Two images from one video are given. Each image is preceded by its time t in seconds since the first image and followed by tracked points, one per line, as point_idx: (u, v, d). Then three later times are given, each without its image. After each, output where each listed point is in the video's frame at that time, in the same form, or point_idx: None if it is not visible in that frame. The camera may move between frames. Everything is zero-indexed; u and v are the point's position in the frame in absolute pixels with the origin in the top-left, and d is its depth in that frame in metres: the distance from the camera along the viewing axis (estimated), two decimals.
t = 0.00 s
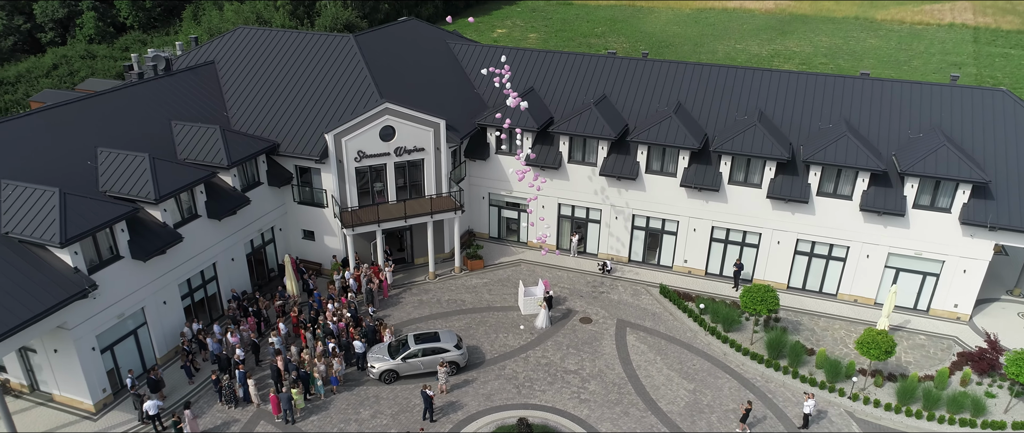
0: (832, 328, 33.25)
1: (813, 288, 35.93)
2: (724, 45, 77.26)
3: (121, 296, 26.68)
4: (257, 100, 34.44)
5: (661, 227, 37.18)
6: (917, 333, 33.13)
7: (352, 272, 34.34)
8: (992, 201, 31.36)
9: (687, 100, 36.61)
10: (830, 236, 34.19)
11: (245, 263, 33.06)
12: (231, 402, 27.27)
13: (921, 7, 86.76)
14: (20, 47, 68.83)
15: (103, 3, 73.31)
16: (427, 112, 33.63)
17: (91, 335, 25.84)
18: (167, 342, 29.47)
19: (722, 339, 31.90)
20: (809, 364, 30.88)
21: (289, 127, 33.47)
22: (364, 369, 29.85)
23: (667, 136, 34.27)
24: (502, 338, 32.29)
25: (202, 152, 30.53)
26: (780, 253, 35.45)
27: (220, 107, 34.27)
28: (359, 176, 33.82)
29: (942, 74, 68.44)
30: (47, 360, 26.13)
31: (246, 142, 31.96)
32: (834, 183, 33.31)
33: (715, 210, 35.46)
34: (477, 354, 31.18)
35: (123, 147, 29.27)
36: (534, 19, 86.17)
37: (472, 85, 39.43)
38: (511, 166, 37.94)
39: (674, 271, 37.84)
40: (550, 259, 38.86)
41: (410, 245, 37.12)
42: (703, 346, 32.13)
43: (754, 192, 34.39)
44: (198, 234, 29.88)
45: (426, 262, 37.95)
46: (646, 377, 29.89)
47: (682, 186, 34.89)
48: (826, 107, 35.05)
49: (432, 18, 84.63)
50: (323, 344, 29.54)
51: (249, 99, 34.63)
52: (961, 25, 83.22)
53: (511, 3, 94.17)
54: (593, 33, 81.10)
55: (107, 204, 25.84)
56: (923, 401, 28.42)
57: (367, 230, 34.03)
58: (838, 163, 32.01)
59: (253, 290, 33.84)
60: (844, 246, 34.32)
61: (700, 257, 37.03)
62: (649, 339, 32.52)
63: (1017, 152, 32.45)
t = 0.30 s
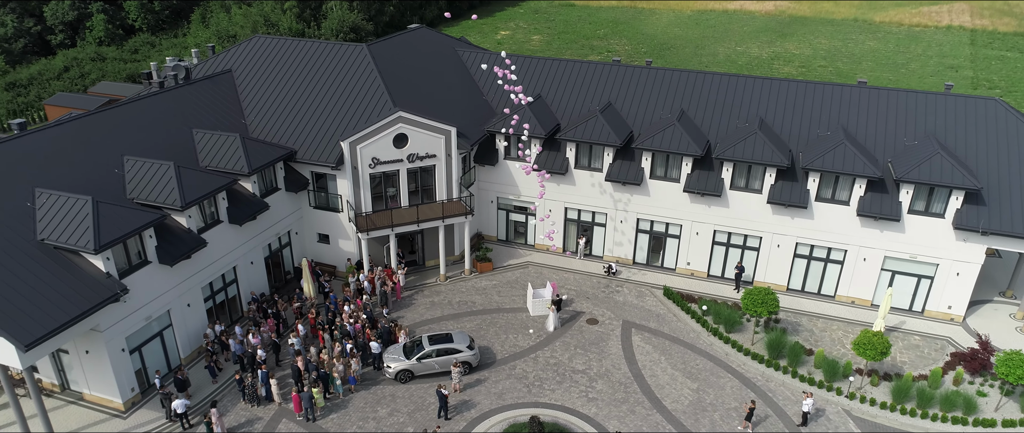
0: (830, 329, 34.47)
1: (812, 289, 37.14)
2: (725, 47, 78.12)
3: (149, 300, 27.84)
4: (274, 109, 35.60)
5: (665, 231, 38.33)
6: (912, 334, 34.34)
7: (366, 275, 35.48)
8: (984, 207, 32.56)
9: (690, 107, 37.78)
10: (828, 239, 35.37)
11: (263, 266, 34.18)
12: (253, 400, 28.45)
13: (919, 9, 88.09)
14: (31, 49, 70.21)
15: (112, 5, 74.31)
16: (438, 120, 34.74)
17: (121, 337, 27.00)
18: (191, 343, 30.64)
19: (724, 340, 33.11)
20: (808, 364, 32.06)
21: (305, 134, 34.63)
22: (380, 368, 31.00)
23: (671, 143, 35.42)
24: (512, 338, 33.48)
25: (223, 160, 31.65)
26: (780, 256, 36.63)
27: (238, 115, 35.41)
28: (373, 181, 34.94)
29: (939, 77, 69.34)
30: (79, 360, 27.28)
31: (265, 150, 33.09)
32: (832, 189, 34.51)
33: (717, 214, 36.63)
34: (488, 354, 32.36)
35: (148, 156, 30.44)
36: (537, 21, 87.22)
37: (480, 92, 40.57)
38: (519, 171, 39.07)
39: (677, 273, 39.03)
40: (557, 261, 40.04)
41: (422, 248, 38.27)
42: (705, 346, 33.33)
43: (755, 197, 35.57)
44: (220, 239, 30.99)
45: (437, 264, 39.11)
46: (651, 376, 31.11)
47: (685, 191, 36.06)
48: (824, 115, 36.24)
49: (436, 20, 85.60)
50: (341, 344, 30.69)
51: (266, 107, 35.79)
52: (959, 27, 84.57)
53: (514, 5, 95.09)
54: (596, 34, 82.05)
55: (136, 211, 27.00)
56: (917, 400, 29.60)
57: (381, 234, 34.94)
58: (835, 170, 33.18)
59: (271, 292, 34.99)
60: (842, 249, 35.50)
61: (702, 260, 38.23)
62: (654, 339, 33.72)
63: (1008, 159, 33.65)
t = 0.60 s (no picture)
0: (829, 330, 35.67)
1: (812, 291, 38.32)
2: (726, 49, 79.05)
3: (174, 303, 28.98)
4: (290, 117, 36.72)
5: (669, 234, 39.46)
6: (908, 335, 35.52)
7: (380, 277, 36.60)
8: (977, 212, 33.70)
9: (694, 114, 38.90)
10: (827, 243, 36.53)
11: (280, 270, 35.28)
12: (275, 399, 29.58)
13: (918, 12, 89.35)
14: (41, 51, 71.24)
15: (121, 7, 75.22)
16: (450, 128, 35.79)
17: (149, 339, 28.15)
18: (213, 344, 31.79)
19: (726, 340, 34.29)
20: (807, 364, 33.22)
21: (321, 142, 35.75)
22: (395, 368, 32.12)
23: (675, 150, 36.51)
24: (522, 339, 34.62)
25: (242, 167, 32.74)
26: (780, 259, 37.80)
27: (255, 123, 36.52)
28: (387, 187, 36.00)
29: (937, 79, 70.34)
30: (108, 361, 28.44)
31: (282, 157, 34.14)
32: (831, 194, 35.65)
33: (720, 219, 37.77)
34: (499, 355, 33.51)
35: (171, 163, 31.52)
36: (540, 23, 88.21)
37: (489, 99, 41.65)
38: (526, 176, 40.19)
39: (680, 275, 40.19)
40: (563, 264, 41.19)
41: (433, 251, 39.40)
42: (708, 346, 34.51)
43: (756, 202, 36.73)
44: (240, 244, 32.09)
45: (447, 266, 40.24)
46: (656, 376, 32.27)
47: (688, 196, 37.18)
48: (823, 122, 37.38)
49: (440, 22, 86.54)
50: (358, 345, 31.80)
51: (283, 115, 36.91)
52: (957, 29, 85.74)
53: (517, 7, 96.11)
54: (598, 36, 83.03)
55: (162, 218, 28.12)
56: (912, 398, 30.80)
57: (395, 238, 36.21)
58: (834, 177, 34.32)
59: (288, 294, 36.11)
60: (841, 253, 36.67)
61: (705, 262, 39.38)
62: (659, 340, 34.88)
63: (1001, 165, 34.81)
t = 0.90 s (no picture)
0: (828, 331, 36.82)
1: (811, 293, 39.46)
2: (727, 52, 80.03)
3: (198, 306, 30.09)
4: (306, 124, 37.82)
5: (672, 237, 40.57)
6: (905, 335, 36.68)
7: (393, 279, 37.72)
8: (972, 218, 34.85)
9: (697, 121, 40.00)
10: (826, 246, 37.66)
11: (296, 273, 36.36)
12: (295, 399, 30.71)
13: (915, 14, 90.50)
14: (51, 53, 72.51)
15: (130, 9, 76.13)
16: (460, 135, 36.85)
17: (174, 340, 29.27)
18: (234, 345, 32.90)
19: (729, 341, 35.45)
20: (807, 364, 34.37)
21: (336, 148, 36.83)
22: (409, 368, 33.22)
23: (679, 156, 37.58)
24: (531, 340, 35.74)
25: (261, 173, 33.80)
26: (781, 262, 38.93)
27: (272, 130, 37.60)
28: (399, 192, 37.07)
29: (935, 82, 71.38)
30: (134, 362, 29.53)
31: (299, 163, 35.20)
32: (830, 199, 36.79)
33: (722, 222, 38.90)
34: (509, 355, 34.65)
35: (192, 170, 32.59)
36: (543, 24, 89.18)
37: (497, 105, 42.73)
38: (534, 181, 41.28)
39: (684, 277, 41.30)
40: (570, 266, 42.30)
41: (443, 253, 40.48)
42: (711, 347, 35.65)
43: (757, 207, 37.84)
44: (259, 248, 33.18)
45: (457, 268, 41.34)
46: (661, 376, 33.42)
47: (692, 201, 38.28)
48: (823, 129, 38.49)
49: (444, 23, 87.52)
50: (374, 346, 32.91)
51: (298, 123, 38.00)
52: (954, 31, 86.82)
53: (520, 8, 97.03)
54: (600, 38, 83.94)
55: (187, 224, 29.21)
56: (908, 398, 31.98)
57: (407, 242, 37.21)
58: (833, 183, 35.43)
59: (303, 296, 37.21)
60: (840, 256, 37.79)
61: (708, 265, 40.51)
62: (664, 341, 36.02)
63: (995, 172, 35.97)
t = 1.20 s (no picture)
0: (827, 332, 37.96)
1: (811, 295, 40.58)
2: (728, 54, 80.98)
3: (220, 308, 31.21)
4: (320, 131, 38.93)
5: (676, 240, 41.66)
6: (902, 337, 37.81)
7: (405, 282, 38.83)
8: (966, 222, 35.94)
9: (700, 127, 41.09)
10: (825, 250, 38.78)
11: (311, 275, 37.44)
12: (313, 398, 31.81)
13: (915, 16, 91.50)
14: (60, 55, 73.36)
15: (138, 12, 76.91)
16: (470, 141, 37.88)
17: (197, 342, 30.38)
18: (252, 346, 34.01)
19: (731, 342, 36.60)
20: (806, 365, 35.51)
21: (349, 155, 37.93)
22: (422, 368, 34.32)
23: (682, 162, 38.65)
24: (539, 341, 36.86)
25: (278, 180, 34.89)
26: (781, 264, 40.05)
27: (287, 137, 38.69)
28: (411, 197, 38.12)
29: (933, 84, 72.36)
30: (158, 363, 30.65)
31: (313, 169, 36.26)
32: (829, 204, 37.88)
33: (724, 226, 40.01)
34: (518, 356, 35.76)
35: (211, 177, 33.66)
36: (546, 26, 90.08)
37: (505, 111, 43.80)
38: (541, 185, 42.36)
39: (687, 279, 42.40)
40: (575, 268, 43.41)
41: (453, 256, 41.58)
42: (714, 348, 36.78)
43: (758, 211, 38.96)
44: (277, 252, 34.26)
45: (466, 270, 42.44)
46: (666, 375, 34.55)
47: (695, 206, 39.37)
48: (822, 135, 39.58)
49: (448, 25, 88.27)
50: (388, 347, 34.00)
51: (312, 130, 39.11)
52: (953, 33, 87.80)
53: (523, 9, 97.93)
54: (603, 40, 84.82)
55: (209, 230, 30.31)
56: (904, 397, 33.14)
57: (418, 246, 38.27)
58: (831, 189, 36.52)
59: (318, 298, 38.30)
60: (839, 259, 38.89)
61: (710, 267, 41.62)
62: (668, 342, 37.13)
63: (988, 177, 37.07)
